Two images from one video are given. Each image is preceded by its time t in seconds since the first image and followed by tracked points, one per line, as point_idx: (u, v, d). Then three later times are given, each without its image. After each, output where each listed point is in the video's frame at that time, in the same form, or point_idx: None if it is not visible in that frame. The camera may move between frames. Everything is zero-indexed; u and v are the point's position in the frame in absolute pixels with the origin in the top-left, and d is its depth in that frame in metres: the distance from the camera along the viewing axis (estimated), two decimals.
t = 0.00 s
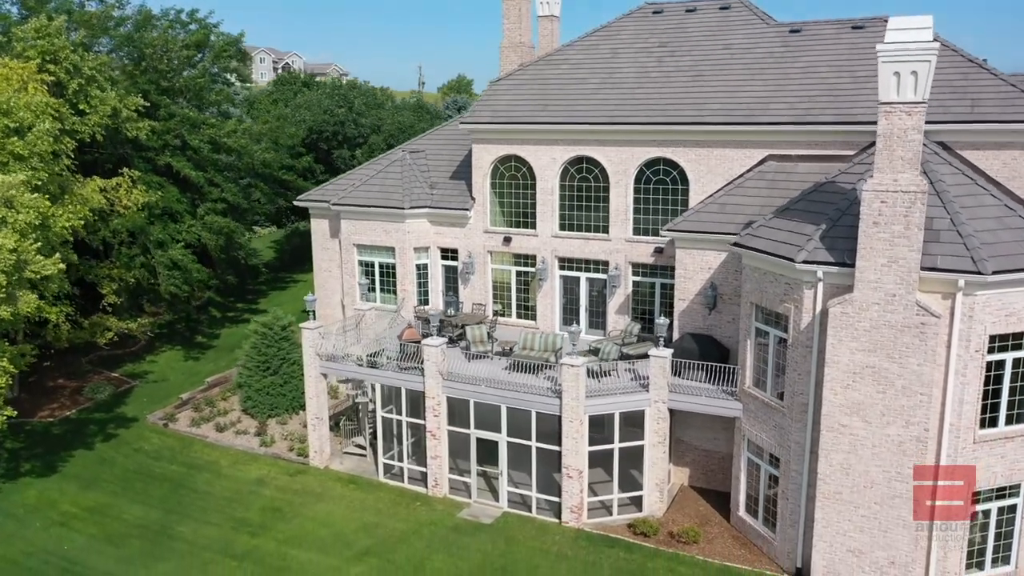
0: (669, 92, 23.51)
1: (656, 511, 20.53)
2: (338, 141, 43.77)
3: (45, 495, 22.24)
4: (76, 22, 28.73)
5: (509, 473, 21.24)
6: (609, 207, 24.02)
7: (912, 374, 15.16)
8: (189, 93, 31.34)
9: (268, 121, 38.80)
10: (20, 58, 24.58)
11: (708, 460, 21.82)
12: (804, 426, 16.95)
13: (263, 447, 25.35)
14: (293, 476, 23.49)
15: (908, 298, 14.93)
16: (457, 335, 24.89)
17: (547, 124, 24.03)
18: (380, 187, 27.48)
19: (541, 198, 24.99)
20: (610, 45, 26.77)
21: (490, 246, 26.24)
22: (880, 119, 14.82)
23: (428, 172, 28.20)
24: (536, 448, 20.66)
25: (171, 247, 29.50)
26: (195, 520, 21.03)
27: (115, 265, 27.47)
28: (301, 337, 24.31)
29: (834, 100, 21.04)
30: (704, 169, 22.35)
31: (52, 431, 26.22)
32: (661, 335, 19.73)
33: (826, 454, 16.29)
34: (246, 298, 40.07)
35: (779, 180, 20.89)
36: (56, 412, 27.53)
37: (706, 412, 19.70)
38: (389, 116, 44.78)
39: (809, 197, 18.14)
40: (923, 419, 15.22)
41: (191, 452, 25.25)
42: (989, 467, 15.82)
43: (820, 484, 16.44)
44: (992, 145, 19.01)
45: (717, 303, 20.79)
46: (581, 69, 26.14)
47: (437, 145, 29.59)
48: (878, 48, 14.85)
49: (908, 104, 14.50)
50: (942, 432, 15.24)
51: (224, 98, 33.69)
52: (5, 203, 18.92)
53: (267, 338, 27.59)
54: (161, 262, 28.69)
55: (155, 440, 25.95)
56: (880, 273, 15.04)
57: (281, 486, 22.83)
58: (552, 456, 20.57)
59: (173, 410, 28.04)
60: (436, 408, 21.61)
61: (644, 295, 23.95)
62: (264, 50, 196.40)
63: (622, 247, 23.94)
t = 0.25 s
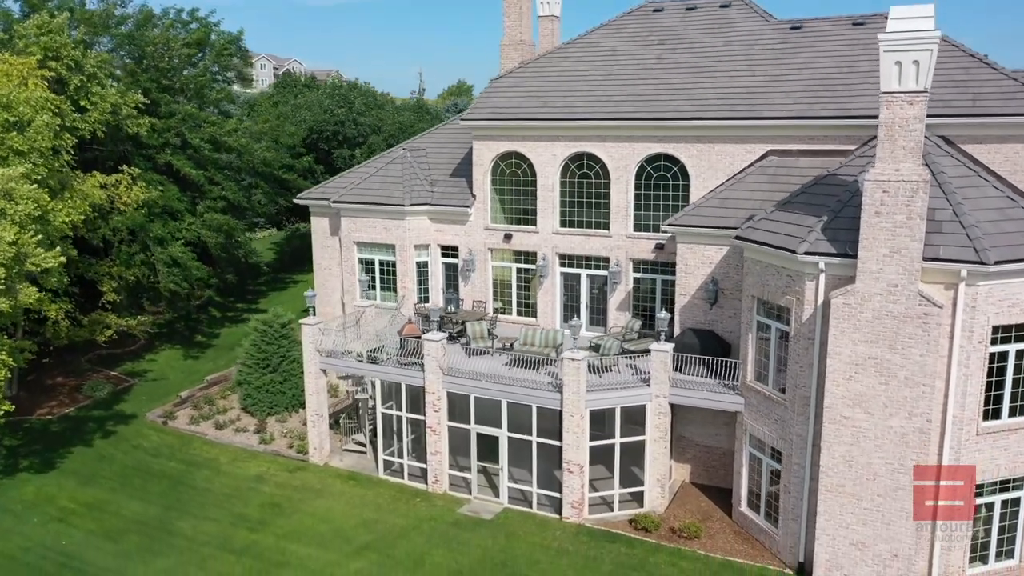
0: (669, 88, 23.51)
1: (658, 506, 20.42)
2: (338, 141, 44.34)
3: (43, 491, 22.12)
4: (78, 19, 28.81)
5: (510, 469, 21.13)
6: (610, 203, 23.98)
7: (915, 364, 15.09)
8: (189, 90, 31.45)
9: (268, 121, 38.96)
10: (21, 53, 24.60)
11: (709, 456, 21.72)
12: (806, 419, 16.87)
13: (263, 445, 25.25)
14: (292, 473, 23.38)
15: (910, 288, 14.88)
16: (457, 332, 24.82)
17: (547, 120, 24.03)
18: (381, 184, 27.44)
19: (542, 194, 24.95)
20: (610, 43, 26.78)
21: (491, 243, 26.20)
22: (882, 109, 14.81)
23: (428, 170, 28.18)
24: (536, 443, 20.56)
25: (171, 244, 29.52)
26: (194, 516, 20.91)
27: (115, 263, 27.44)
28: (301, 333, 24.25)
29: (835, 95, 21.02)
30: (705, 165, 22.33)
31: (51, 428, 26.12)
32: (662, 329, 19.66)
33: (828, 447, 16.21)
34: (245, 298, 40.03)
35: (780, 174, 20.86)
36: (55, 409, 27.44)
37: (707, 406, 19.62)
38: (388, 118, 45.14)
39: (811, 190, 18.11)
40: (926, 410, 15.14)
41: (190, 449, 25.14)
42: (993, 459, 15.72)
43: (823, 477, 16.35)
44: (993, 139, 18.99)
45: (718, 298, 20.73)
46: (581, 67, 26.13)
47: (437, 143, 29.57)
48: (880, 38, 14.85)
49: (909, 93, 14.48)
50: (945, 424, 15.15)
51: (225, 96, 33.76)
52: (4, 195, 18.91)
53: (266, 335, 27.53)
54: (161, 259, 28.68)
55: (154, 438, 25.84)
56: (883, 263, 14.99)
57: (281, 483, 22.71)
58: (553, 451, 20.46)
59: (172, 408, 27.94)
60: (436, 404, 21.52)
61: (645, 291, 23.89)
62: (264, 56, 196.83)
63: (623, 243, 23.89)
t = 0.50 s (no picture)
0: (670, 85, 23.50)
1: (659, 502, 20.30)
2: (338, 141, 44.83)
3: (41, 487, 22.01)
4: (79, 17, 28.86)
5: (510, 464, 21.03)
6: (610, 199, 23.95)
7: (917, 355, 15.02)
8: (190, 87, 31.49)
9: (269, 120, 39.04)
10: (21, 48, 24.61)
11: (710, 452, 21.61)
12: (807, 412, 16.80)
13: (262, 442, 25.15)
14: (291, 469, 23.28)
15: (912, 279, 14.82)
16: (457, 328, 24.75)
17: (548, 116, 24.03)
18: (381, 181, 27.39)
19: (542, 191, 24.92)
20: (611, 41, 26.79)
21: (491, 240, 26.16)
22: (883, 99, 14.79)
23: (428, 167, 28.15)
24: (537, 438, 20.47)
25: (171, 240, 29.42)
26: (192, 512, 20.79)
27: (114, 260, 27.40)
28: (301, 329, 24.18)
29: (836, 90, 21.01)
30: (706, 160, 22.30)
31: (49, 426, 26.02)
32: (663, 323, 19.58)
33: (830, 439, 16.14)
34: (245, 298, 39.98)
35: (781, 169, 20.82)
36: (53, 407, 27.34)
37: (708, 401, 19.55)
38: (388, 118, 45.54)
39: (812, 183, 18.08)
40: (928, 401, 15.06)
41: (188, 446, 25.04)
42: (996, 452, 15.63)
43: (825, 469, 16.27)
44: (995, 133, 18.96)
45: (719, 293, 20.67)
46: (582, 64, 26.13)
47: (437, 142, 29.54)
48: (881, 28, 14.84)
49: (911, 83, 14.46)
50: (947, 415, 15.07)
51: (225, 95, 33.79)
52: (4, 188, 18.89)
53: (266, 333, 27.45)
54: (161, 256, 28.62)
55: (152, 435, 25.74)
56: (885, 253, 14.94)
57: (280, 479, 22.60)
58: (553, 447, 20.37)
59: (171, 406, 27.85)
60: (436, 399, 21.44)
61: (645, 287, 23.84)
62: (264, 63, 197.29)
63: (623, 240, 23.84)
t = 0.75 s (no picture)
0: (670, 81, 23.49)
1: (660, 498, 20.21)
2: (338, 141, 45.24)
3: (39, 483, 21.89)
4: (80, 15, 28.89)
5: (511, 460, 20.94)
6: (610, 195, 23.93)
7: (920, 346, 14.96)
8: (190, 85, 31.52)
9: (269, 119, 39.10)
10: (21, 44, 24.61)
11: (711, 447, 21.52)
12: (809, 404, 16.73)
13: (261, 439, 25.05)
14: (291, 466, 23.18)
15: (914, 269, 14.77)
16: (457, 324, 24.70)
17: (548, 113, 24.02)
18: (381, 178, 27.34)
19: (542, 187, 24.89)
20: (611, 38, 26.80)
21: (491, 237, 26.12)
22: (884, 88, 14.76)
23: (428, 165, 28.13)
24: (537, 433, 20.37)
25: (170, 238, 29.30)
26: (191, 508, 20.68)
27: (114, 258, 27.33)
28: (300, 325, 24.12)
29: (837, 85, 21.00)
30: (706, 156, 22.28)
31: (48, 423, 25.91)
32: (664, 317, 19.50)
33: (832, 431, 16.06)
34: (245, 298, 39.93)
35: (782, 164, 20.80)
36: (52, 405, 27.24)
37: (709, 395, 19.47)
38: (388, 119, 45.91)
39: (813, 175, 18.04)
40: (931, 392, 14.98)
41: (187, 444, 24.94)
42: (998, 443, 15.56)
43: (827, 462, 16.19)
44: (996, 126, 18.95)
45: (720, 287, 20.62)
46: (582, 61, 26.12)
47: (437, 140, 29.52)
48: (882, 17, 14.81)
49: (912, 72, 14.43)
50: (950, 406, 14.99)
51: (225, 93, 33.80)
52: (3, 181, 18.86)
53: (265, 330, 27.35)
54: (161, 253, 28.55)
55: (151, 432, 25.64)
56: (886, 243, 14.89)
57: (279, 476, 22.50)
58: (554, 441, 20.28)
59: (170, 404, 27.75)
60: (436, 394, 21.35)
61: (646, 283, 23.78)
62: (265, 68, 197.64)
63: (623, 236, 23.79)
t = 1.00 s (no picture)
0: (670, 77, 23.49)
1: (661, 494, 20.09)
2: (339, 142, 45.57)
3: (37, 479, 21.77)
4: (81, 14, 28.95)
5: (511, 456, 20.84)
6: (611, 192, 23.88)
7: (922, 337, 14.88)
8: (190, 83, 31.55)
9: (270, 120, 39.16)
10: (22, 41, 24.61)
11: (713, 444, 21.41)
12: (811, 397, 16.64)
13: (260, 437, 24.95)
14: (290, 463, 23.08)
15: (916, 259, 14.71)
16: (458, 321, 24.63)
17: (548, 109, 24.02)
18: (381, 176, 27.29)
19: (543, 184, 24.85)
20: (611, 36, 26.81)
21: (491, 234, 26.08)
22: (886, 79, 14.74)
23: (429, 163, 28.10)
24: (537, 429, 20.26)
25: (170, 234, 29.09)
26: (189, 504, 20.57)
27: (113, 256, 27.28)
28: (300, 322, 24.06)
29: (838, 80, 20.98)
30: (707, 152, 22.26)
31: (46, 421, 25.80)
32: (665, 312, 19.41)
33: (834, 424, 15.98)
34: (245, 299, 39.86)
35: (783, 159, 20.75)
36: (50, 403, 27.12)
37: (710, 390, 19.36)
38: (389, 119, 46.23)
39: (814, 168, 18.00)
40: (934, 383, 14.88)
41: (186, 441, 24.83)
42: (1002, 436, 15.46)
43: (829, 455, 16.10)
44: (997, 120, 18.92)
45: (721, 282, 20.55)
46: (583, 59, 26.12)
47: (438, 138, 29.50)
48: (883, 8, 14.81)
49: (914, 62, 14.42)
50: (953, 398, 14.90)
51: (226, 92, 33.81)
52: (3, 175, 18.88)
53: (265, 328, 27.26)
54: (160, 251, 28.43)
55: (150, 430, 25.54)
56: (888, 234, 14.84)
57: (278, 473, 22.39)
58: (554, 437, 20.18)
59: (169, 402, 27.65)
60: (436, 390, 21.26)
61: (646, 281, 23.73)
62: (265, 74, 198.12)
63: (624, 233, 23.74)
